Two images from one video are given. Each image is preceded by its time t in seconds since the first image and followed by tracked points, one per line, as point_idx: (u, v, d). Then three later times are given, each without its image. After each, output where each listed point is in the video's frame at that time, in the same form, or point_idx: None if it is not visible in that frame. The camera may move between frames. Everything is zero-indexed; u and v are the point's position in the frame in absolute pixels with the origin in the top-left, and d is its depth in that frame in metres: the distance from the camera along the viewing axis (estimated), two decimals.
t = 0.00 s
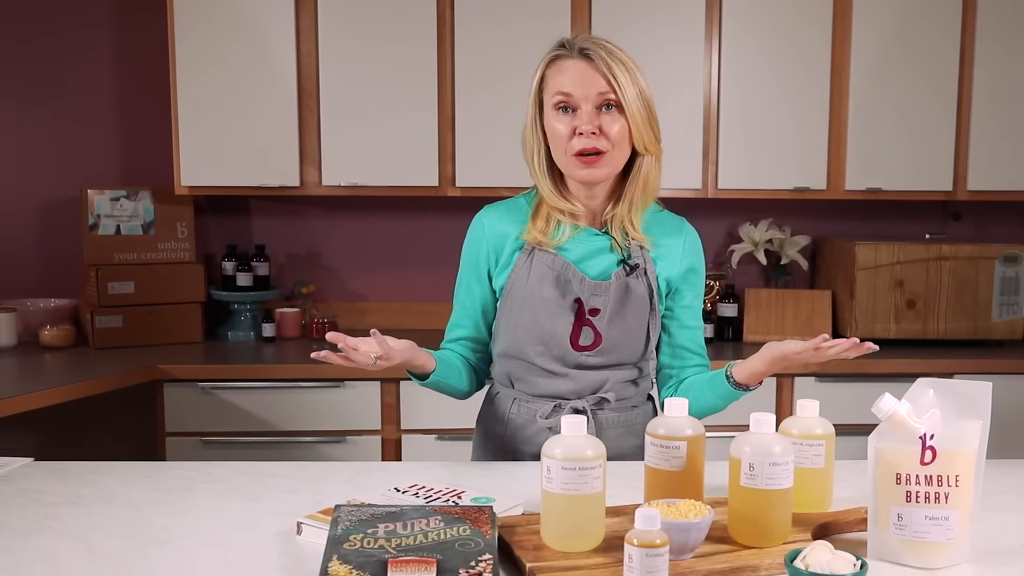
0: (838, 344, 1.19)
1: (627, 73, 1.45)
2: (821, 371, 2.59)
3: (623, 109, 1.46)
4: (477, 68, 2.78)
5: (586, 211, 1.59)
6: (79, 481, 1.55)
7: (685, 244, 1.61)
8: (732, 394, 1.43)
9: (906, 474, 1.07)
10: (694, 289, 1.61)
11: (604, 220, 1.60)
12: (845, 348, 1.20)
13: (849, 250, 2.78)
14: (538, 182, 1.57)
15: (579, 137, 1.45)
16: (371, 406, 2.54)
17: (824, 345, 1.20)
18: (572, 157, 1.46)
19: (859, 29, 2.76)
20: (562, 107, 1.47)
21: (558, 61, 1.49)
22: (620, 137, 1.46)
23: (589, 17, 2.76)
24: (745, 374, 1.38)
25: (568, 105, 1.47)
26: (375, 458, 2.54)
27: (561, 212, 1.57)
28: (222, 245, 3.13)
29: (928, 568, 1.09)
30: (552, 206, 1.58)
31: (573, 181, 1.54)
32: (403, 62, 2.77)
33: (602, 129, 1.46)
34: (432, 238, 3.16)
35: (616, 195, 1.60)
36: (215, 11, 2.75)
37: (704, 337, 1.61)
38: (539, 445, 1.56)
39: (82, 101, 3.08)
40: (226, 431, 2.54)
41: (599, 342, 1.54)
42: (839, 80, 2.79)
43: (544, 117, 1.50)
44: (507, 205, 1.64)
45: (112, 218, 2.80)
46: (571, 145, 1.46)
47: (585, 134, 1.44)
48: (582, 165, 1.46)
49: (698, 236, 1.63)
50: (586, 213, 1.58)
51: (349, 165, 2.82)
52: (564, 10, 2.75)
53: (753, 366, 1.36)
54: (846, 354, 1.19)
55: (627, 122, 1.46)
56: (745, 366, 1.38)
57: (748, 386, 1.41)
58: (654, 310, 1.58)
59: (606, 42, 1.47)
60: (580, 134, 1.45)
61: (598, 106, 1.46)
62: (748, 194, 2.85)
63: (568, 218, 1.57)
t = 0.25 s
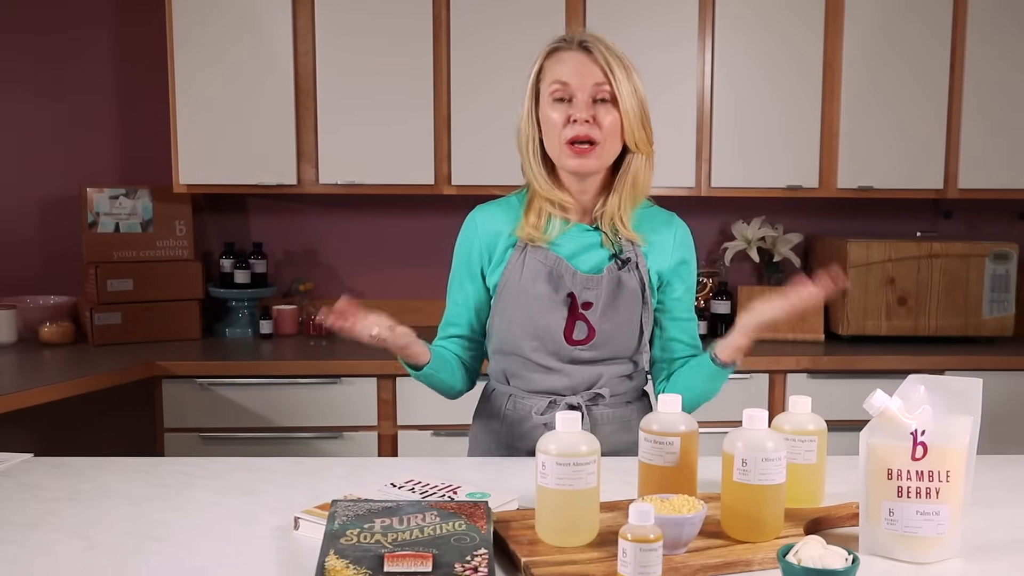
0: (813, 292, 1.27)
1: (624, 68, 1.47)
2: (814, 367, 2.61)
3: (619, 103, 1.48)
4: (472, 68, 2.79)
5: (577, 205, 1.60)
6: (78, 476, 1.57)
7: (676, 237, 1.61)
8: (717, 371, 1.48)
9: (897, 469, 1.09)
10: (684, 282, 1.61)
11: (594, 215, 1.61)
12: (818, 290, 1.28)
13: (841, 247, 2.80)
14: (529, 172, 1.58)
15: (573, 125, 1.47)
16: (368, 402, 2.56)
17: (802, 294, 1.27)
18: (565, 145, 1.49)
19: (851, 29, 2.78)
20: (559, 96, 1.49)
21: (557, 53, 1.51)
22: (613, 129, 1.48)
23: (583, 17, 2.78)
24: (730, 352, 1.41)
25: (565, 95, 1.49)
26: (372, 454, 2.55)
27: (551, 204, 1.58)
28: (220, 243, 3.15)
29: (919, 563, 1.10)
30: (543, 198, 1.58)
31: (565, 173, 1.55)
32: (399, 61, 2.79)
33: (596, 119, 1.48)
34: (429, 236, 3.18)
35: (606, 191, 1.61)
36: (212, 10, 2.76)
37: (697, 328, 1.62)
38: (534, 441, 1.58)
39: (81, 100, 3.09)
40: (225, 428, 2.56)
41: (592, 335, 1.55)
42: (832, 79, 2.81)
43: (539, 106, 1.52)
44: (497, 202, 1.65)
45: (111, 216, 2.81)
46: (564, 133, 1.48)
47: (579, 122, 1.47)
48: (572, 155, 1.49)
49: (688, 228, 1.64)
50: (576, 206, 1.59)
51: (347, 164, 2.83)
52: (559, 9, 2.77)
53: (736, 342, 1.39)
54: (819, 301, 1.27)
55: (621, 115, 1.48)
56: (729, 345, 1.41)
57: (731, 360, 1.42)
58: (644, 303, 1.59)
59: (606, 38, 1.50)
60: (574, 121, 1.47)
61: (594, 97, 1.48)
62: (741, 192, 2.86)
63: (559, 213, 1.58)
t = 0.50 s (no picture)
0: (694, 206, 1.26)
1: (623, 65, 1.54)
2: (806, 364, 2.62)
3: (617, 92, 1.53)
4: (468, 67, 2.81)
5: (569, 194, 1.60)
6: (77, 471, 1.58)
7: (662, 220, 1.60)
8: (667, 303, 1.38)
9: (889, 465, 1.10)
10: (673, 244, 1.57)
11: (586, 205, 1.61)
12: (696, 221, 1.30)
13: (833, 245, 2.82)
14: (523, 160, 1.58)
15: (577, 101, 1.48)
16: (365, 398, 2.58)
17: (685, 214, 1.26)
18: (566, 122, 1.49)
19: (843, 29, 2.80)
20: (560, 81, 1.52)
21: (558, 46, 1.57)
22: (614, 111, 1.50)
23: (578, 17, 2.79)
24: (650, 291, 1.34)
25: (567, 79, 1.52)
26: (368, 450, 2.57)
27: (545, 194, 1.57)
28: (218, 241, 3.16)
29: (911, 557, 1.12)
30: (537, 186, 1.57)
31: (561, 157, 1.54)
32: (395, 60, 2.81)
33: (598, 100, 1.50)
34: (425, 234, 3.19)
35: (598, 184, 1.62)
36: (209, 10, 2.77)
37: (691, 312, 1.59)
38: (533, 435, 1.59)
39: (80, 99, 3.11)
40: (223, 424, 2.57)
41: (588, 318, 1.57)
42: (824, 78, 2.83)
43: (539, 91, 1.54)
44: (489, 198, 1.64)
45: (111, 214, 2.83)
46: (566, 110, 1.49)
47: (583, 98, 1.49)
48: (574, 132, 1.48)
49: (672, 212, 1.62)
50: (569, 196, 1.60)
51: (344, 162, 2.85)
52: (553, 9, 2.78)
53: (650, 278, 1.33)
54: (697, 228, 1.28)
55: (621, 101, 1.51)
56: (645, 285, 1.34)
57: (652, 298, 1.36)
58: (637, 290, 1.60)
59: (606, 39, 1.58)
60: (577, 98, 1.49)
61: (596, 82, 1.51)
62: (734, 190, 2.88)
63: (550, 203, 1.57)
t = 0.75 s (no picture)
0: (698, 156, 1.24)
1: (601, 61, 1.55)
2: (798, 360, 2.64)
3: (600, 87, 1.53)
4: (462, 67, 2.82)
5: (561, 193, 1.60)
6: (76, 467, 1.60)
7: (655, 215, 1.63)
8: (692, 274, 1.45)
9: (879, 460, 1.12)
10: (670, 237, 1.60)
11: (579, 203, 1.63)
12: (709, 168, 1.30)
13: (825, 242, 2.83)
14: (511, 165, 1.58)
15: (560, 97, 1.48)
16: (361, 394, 2.59)
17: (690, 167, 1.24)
18: (552, 117, 1.48)
19: (835, 29, 2.81)
20: (542, 80, 1.51)
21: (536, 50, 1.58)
22: (599, 102, 1.49)
23: (572, 17, 2.81)
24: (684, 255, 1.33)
25: (548, 78, 1.51)
26: (365, 445, 2.59)
27: (537, 195, 1.59)
28: (216, 238, 3.18)
29: (901, 552, 1.13)
30: (527, 188, 1.58)
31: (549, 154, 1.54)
32: (390, 60, 2.82)
33: (581, 95, 1.49)
34: (422, 232, 3.21)
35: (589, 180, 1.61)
36: (205, 9, 2.79)
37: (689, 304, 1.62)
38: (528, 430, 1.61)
39: (79, 98, 3.12)
40: (220, 420, 2.59)
41: (582, 312, 1.59)
42: (815, 77, 2.84)
43: (522, 94, 1.54)
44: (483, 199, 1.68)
45: (110, 212, 2.84)
46: (551, 107, 1.48)
47: (566, 94, 1.48)
48: (561, 124, 1.47)
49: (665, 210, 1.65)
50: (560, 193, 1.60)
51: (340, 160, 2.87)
52: (547, 8, 2.80)
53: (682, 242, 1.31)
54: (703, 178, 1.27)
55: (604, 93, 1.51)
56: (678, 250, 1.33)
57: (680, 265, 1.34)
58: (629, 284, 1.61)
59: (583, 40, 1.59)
60: (560, 94, 1.48)
61: (577, 79, 1.51)
62: (727, 188, 2.89)
63: (543, 202, 1.59)
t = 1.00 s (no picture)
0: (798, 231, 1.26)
1: (592, 65, 1.57)
2: (790, 356, 2.66)
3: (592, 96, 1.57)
4: (457, 66, 2.84)
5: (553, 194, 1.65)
6: (76, 462, 1.61)
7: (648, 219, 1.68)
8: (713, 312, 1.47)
9: (871, 456, 1.13)
10: (662, 260, 1.67)
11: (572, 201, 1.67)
12: (801, 256, 1.32)
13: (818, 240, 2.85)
14: (503, 170, 1.65)
15: (553, 120, 1.55)
16: (358, 390, 2.61)
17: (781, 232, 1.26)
18: (546, 139, 1.56)
19: (827, 29, 2.83)
20: (535, 96, 1.57)
21: (528, 53, 1.59)
22: (590, 120, 1.56)
23: (566, 17, 2.82)
24: (733, 310, 1.38)
25: (541, 94, 1.57)
26: (361, 440, 2.60)
27: (528, 195, 1.65)
28: (215, 236, 3.19)
29: (893, 547, 1.15)
30: (519, 191, 1.65)
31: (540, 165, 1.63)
32: (386, 59, 2.84)
33: (574, 113, 1.56)
34: (419, 231, 3.22)
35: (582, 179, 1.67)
36: (202, 9, 2.80)
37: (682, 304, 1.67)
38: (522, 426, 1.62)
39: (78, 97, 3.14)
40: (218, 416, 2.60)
41: (574, 308, 1.60)
42: (807, 77, 2.86)
43: (515, 105, 1.60)
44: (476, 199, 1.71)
45: (109, 210, 2.86)
46: (545, 128, 1.55)
47: (559, 117, 1.55)
48: (554, 146, 1.56)
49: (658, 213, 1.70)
50: (552, 196, 1.65)
51: (337, 159, 2.88)
52: (542, 8, 2.81)
53: (737, 299, 1.35)
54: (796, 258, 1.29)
55: (596, 107, 1.57)
56: (729, 302, 1.37)
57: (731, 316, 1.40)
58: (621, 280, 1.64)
59: (574, 40, 1.60)
60: (554, 117, 1.55)
61: (570, 93, 1.56)
62: (720, 186, 2.91)
63: (535, 200, 1.64)
